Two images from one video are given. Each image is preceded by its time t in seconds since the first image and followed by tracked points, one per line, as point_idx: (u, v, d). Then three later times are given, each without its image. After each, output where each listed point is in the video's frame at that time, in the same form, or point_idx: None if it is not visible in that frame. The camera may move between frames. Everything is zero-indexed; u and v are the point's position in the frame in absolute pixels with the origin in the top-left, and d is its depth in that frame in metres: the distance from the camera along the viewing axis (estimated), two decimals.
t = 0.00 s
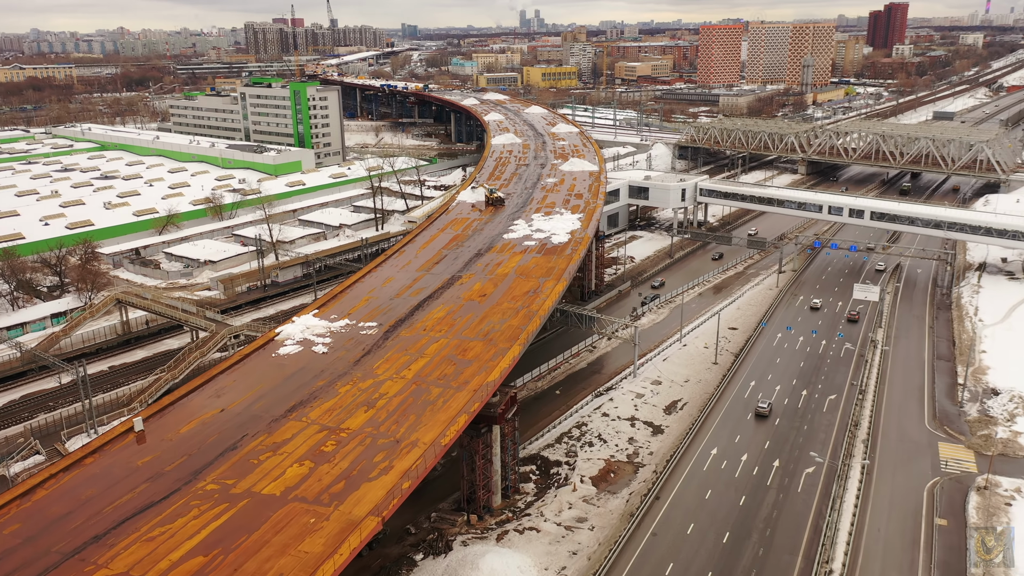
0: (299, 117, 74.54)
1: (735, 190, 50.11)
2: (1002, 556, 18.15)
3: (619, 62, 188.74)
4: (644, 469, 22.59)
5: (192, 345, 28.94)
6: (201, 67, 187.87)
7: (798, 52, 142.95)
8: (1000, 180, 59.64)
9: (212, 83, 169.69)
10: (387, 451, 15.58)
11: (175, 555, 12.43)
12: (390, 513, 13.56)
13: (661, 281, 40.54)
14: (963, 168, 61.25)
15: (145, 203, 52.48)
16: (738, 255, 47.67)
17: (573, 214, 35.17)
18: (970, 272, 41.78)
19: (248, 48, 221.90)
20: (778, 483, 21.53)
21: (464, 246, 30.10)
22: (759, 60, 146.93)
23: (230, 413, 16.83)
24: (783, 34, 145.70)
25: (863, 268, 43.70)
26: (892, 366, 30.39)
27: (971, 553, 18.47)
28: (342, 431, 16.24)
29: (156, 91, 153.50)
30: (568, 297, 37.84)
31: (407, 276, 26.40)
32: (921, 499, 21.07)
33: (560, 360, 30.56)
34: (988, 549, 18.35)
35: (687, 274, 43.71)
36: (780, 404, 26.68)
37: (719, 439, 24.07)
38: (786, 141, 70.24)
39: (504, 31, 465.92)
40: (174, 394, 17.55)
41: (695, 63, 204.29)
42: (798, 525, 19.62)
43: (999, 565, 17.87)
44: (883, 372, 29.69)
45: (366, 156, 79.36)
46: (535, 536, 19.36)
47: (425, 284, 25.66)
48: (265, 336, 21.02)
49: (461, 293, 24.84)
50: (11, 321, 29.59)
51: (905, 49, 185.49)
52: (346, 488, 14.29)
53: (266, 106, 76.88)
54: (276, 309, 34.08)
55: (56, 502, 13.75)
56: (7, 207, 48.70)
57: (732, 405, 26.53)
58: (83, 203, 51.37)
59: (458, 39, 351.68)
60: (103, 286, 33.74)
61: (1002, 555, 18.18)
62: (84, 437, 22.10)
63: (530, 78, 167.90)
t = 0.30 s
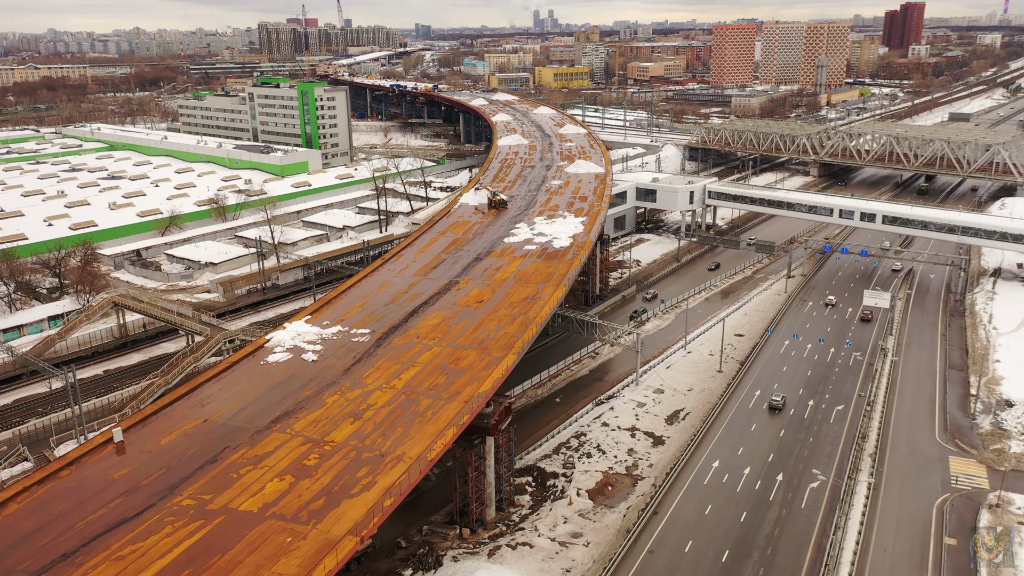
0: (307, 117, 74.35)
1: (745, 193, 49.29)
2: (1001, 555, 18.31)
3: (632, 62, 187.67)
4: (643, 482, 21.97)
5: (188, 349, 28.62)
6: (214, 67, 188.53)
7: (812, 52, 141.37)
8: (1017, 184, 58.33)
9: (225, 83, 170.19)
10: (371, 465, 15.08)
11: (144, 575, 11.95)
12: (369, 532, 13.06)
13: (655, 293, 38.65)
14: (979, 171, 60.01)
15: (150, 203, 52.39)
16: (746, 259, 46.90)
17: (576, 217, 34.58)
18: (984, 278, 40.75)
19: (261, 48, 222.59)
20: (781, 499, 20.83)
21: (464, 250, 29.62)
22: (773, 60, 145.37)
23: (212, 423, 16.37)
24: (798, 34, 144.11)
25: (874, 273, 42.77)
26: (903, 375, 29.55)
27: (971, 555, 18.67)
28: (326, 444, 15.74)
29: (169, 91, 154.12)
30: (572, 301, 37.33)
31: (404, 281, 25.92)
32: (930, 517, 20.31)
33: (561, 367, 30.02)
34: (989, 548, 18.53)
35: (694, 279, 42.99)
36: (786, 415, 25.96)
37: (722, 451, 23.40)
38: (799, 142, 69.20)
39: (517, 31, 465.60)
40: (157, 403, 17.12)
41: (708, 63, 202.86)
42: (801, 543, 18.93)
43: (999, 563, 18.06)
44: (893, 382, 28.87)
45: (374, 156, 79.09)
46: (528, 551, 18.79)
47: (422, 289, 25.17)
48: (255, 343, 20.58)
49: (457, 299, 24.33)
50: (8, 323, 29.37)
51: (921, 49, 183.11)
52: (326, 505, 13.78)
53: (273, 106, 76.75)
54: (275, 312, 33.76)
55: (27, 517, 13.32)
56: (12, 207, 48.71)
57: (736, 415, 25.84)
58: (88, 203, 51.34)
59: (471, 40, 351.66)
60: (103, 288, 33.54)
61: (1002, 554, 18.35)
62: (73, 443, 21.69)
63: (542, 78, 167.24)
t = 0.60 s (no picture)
0: (316, 117, 74.23)
1: (756, 195, 48.42)
2: (1001, 555, 18.55)
3: (646, 62, 186.34)
4: (643, 496, 21.35)
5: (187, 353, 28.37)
6: (229, 66, 189.19)
7: (829, 52, 139.62)
8: None
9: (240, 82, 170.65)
10: (356, 480, 14.61)
11: None
12: (348, 552, 12.58)
13: (648, 307, 36.52)
14: (997, 173, 58.65)
15: (158, 203, 52.38)
16: (757, 263, 46.08)
17: (581, 221, 33.97)
18: (1002, 284, 39.64)
19: (277, 48, 223.42)
20: (785, 515, 20.15)
21: (465, 254, 29.14)
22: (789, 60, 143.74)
23: (196, 433, 15.96)
24: (814, 33, 142.28)
25: (887, 278, 41.82)
26: (916, 385, 28.68)
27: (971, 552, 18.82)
28: (310, 457, 15.26)
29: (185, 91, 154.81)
30: (577, 305, 36.83)
31: (402, 286, 25.46)
32: (941, 535, 19.57)
33: (563, 374, 29.49)
34: (988, 550, 18.69)
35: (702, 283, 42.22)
36: (793, 426, 25.22)
37: (725, 464, 22.72)
38: (813, 144, 68.07)
39: (532, 31, 464.97)
40: (141, 412, 16.72)
41: (723, 64, 201.08)
42: (804, 562, 18.24)
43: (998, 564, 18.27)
44: (906, 393, 28.00)
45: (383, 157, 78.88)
46: (521, 568, 18.25)
47: (420, 294, 24.70)
48: (246, 349, 20.17)
49: (455, 304, 23.84)
50: (7, 325, 29.26)
51: (941, 50, 180.48)
52: (306, 522, 13.31)
53: (283, 106, 76.69)
54: (276, 315, 33.48)
55: None
56: (21, 207, 48.84)
57: (742, 426, 25.14)
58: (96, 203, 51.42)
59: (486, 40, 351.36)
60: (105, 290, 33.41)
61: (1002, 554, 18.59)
62: (65, 449, 21.42)
63: (556, 78, 166.41)
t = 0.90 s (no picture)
0: (328, 117, 74.14)
1: (769, 198, 47.47)
2: (1002, 556, 18.21)
3: (663, 62, 184.91)
4: (643, 510, 20.73)
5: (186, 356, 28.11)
6: (247, 66, 190.17)
7: (849, 52, 137.65)
8: None
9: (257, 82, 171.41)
10: (339, 494, 14.14)
11: None
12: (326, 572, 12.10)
13: (637, 321, 34.16)
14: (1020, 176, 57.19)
15: (167, 203, 52.43)
16: (769, 267, 45.21)
17: (588, 224, 33.36)
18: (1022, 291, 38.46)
19: (294, 48, 224.38)
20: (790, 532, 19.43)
21: (467, 257, 28.69)
22: (808, 60, 141.84)
23: (180, 443, 15.56)
24: (833, 33, 140.33)
25: (902, 284, 40.79)
26: (930, 396, 27.76)
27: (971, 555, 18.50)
28: (294, 470, 14.81)
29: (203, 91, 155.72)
30: (584, 310, 36.26)
31: (401, 290, 25.04)
32: (953, 556, 18.75)
33: (567, 381, 28.93)
34: (988, 549, 18.36)
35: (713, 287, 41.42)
36: (801, 438, 24.45)
37: (730, 477, 22.02)
38: (829, 145, 66.88)
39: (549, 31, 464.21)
40: (126, 420, 16.35)
41: (741, 63, 199.22)
42: None
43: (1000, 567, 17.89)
44: (920, 404, 27.09)
45: (394, 157, 78.69)
46: None
47: (418, 299, 24.27)
48: (237, 355, 19.81)
49: (454, 310, 23.36)
50: (8, 326, 29.17)
51: (963, 49, 177.57)
52: (284, 539, 12.85)
53: (295, 107, 76.69)
54: (279, 318, 33.20)
55: None
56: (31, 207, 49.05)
57: (748, 437, 24.42)
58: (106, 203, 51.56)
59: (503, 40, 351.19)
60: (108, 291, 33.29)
61: (1002, 555, 18.25)
62: (56, 454, 21.17)
63: (572, 78, 165.59)
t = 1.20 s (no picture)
0: (339, 117, 74.02)
1: (782, 201, 46.52)
2: (1001, 556, 18.73)
3: (680, 62, 183.39)
4: (642, 524, 20.14)
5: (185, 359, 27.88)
6: (264, 66, 191.02)
7: (869, 51, 135.49)
8: None
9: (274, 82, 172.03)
10: (320, 510, 13.69)
11: None
12: None
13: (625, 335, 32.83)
14: None
15: (177, 203, 52.47)
16: (782, 272, 44.31)
17: (594, 227, 32.75)
18: None
19: (312, 48, 225.19)
20: (794, 551, 18.76)
21: (468, 261, 28.22)
22: (827, 60, 139.73)
23: (161, 454, 15.20)
24: (853, 33, 138.27)
25: (918, 290, 39.76)
26: (944, 407, 26.88)
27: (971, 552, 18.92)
28: (275, 484, 14.37)
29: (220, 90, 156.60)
30: (591, 314, 35.65)
31: (399, 295, 24.61)
32: None
33: (569, 388, 28.34)
34: (988, 549, 18.82)
35: (724, 292, 40.67)
36: (808, 450, 23.70)
37: (733, 491, 21.35)
38: (846, 147, 65.65)
39: (566, 30, 463.32)
40: (109, 429, 16.03)
41: (759, 63, 197.15)
42: None
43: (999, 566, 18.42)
44: (934, 415, 26.22)
45: (406, 157, 78.44)
46: None
47: (416, 304, 23.82)
48: (227, 362, 19.44)
49: (452, 316, 22.88)
50: (10, 327, 29.14)
51: (987, 49, 174.47)
52: (259, 558, 12.40)
53: (307, 107, 76.67)
54: (281, 320, 32.92)
55: None
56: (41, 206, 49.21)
57: (753, 449, 23.73)
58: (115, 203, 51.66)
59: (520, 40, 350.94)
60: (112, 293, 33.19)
61: (1002, 555, 18.76)
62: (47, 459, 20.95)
63: (588, 78, 164.59)
